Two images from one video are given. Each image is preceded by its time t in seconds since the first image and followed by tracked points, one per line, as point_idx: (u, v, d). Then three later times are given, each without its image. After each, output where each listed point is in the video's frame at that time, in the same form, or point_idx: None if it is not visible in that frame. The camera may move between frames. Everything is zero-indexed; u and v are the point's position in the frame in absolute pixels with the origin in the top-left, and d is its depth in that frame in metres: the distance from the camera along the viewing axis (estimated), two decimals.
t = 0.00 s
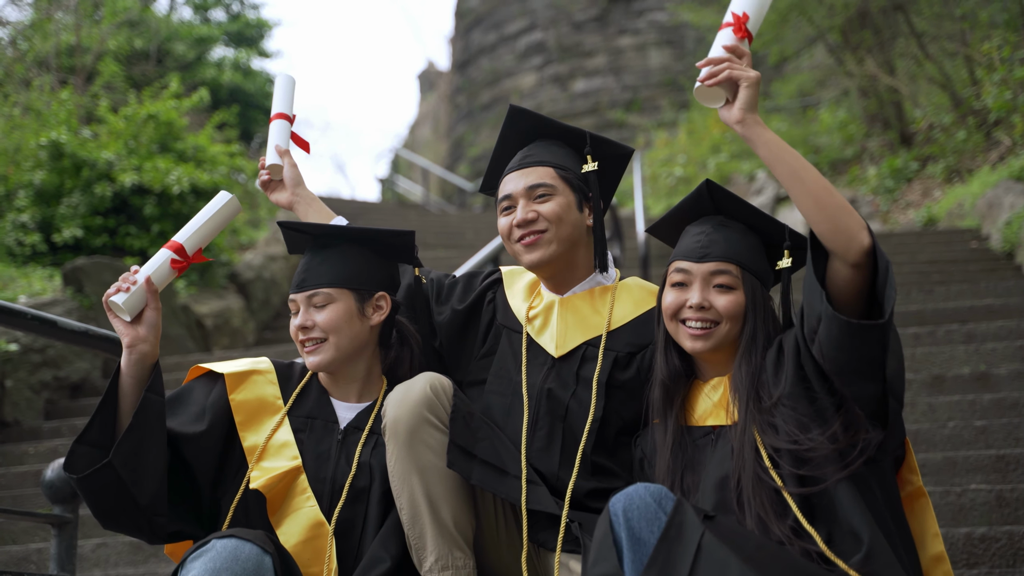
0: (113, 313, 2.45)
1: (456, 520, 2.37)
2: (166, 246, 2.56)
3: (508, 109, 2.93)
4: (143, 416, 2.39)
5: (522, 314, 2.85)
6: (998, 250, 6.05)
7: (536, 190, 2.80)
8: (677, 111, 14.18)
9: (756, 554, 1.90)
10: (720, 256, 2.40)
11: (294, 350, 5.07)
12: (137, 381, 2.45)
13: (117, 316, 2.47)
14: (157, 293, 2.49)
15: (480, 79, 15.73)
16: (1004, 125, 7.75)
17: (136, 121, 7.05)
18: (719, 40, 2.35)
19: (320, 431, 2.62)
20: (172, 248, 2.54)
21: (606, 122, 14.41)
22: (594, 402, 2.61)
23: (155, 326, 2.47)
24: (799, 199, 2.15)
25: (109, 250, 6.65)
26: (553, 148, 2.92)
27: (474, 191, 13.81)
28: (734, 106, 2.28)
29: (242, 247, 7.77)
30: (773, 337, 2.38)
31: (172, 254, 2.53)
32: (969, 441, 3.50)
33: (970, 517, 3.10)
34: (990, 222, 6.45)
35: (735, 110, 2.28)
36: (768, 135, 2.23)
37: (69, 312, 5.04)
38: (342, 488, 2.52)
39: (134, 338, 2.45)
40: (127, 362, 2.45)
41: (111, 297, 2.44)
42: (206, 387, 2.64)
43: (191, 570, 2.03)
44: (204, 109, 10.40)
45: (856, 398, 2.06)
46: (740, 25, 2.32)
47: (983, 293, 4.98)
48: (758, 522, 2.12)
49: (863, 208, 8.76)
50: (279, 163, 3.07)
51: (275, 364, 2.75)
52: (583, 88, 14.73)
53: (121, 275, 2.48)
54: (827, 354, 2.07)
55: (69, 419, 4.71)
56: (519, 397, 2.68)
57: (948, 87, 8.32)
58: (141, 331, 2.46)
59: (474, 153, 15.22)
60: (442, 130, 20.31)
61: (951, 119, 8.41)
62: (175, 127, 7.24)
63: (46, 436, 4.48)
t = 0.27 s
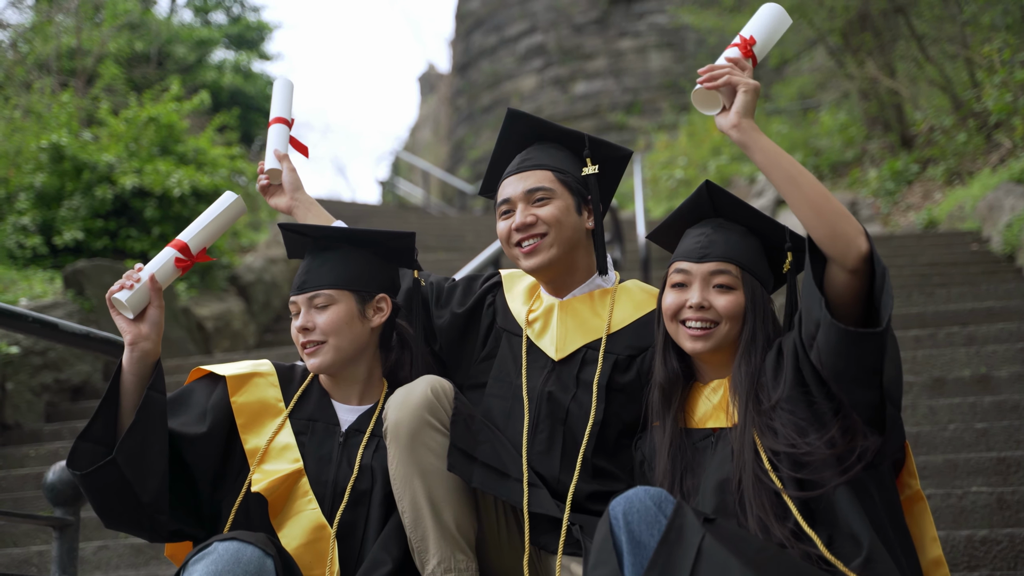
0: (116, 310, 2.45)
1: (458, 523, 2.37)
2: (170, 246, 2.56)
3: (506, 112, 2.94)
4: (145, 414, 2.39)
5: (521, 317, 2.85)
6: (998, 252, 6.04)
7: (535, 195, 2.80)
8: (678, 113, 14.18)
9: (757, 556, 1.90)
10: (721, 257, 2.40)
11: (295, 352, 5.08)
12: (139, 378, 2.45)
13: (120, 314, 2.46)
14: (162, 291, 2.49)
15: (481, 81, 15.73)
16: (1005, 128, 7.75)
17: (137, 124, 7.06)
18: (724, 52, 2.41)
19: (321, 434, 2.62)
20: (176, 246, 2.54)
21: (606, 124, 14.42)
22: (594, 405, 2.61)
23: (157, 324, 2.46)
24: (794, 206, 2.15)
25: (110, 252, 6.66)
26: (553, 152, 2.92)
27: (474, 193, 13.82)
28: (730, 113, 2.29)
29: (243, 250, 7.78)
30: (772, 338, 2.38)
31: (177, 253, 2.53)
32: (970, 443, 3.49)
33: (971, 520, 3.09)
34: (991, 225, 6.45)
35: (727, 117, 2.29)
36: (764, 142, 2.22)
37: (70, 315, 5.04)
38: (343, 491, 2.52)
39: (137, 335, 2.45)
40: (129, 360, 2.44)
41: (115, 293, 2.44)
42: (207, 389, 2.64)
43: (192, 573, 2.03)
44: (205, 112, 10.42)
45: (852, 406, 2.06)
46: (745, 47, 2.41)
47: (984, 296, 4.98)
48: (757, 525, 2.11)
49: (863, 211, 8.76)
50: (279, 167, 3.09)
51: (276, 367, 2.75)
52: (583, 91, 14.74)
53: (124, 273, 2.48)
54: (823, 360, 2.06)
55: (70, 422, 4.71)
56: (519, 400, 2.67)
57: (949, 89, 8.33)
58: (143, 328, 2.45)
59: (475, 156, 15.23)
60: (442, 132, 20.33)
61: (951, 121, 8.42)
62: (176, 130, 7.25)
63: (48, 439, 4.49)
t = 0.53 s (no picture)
0: (120, 314, 2.46)
1: (462, 525, 2.38)
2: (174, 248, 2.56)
3: (507, 115, 2.94)
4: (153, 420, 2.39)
5: (524, 319, 2.85)
6: (1000, 253, 6.04)
7: (537, 197, 2.80)
8: (679, 114, 14.18)
9: (759, 558, 1.90)
10: (723, 258, 2.41)
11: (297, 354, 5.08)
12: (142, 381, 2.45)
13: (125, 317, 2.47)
14: (165, 295, 2.51)
15: (482, 83, 15.74)
16: (1006, 129, 7.74)
17: (139, 126, 7.06)
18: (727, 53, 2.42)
19: (324, 435, 2.62)
20: (179, 249, 2.54)
21: (608, 125, 14.42)
22: (597, 407, 2.61)
23: (163, 328, 2.49)
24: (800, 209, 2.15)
25: (113, 254, 6.66)
26: (553, 153, 2.92)
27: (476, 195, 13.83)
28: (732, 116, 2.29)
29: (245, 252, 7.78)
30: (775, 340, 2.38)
31: (180, 256, 2.54)
32: (972, 444, 3.49)
33: (973, 521, 3.09)
34: (993, 226, 6.44)
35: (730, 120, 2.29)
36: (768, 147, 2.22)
37: (72, 317, 5.05)
38: (348, 493, 2.53)
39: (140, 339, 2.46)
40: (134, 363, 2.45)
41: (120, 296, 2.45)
42: (210, 392, 2.64)
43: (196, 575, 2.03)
44: (208, 113, 10.43)
45: (851, 411, 2.05)
46: (746, 48, 2.42)
47: (986, 297, 4.98)
48: (760, 526, 2.11)
49: (865, 211, 8.75)
50: (275, 172, 3.06)
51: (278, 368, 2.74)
52: (585, 92, 14.74)
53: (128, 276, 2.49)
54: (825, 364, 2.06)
55: (73, 423, 4.71)
56: (522, 402, 2.68)
57: (951, 90, 8.34)
58: (149, 333, 2.47)
59: (477, 157, 15.24)
60: (444, 134, 20.35)
61: (953, 122, 8.42)
62: (178, 131, 7.25)
63: (50, 441, 4.50)
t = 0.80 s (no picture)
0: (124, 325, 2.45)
1: (463, 527, 2.37)
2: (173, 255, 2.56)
3: (508, 118, 2.95)
4: (163, 427, 2.39)
5: (525, 322, 2.85)
6: (1000, 255, 6.04)
7: (537, 200, 2.80)
8: (680, 116, 14.19)
9: (760, 559, 1.90)
10: (718, 258, 2.41)
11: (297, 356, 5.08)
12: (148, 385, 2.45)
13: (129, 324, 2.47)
14: (168, 302, 2.50)
15: (483, 85, 15.75)
16: (1006, 130, 7.75)
17: (139, 128, 7.07)
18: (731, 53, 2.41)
19: (327, 438, 2.62)
20: (178, 255, 2.54)
21: (609, 127, 14.43)
22: (599, 410, 2.61)
23: (167, 336, 2.48)
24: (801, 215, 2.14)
25: (113, 256, 6.67)
26: (553, 156, 2.93)
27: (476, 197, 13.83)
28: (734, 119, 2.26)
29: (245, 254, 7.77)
30: (775, 341, 2.39)
31: (180, 263, 2.54)
32: (973, 446, 3.49)
33: (974, 522, 3.09)
34: (993, 227, 6.44)
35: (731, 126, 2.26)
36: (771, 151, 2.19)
37: (72, 319, 5.06)
38: (351, 495, 2.53)
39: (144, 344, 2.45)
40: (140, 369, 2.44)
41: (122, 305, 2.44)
42: (214, 394, 2.63)
43: None
44: (208, 115, 10.43)
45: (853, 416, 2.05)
46: (746, 46, 2.42)
47: (986, 298, 4.98)
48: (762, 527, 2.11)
49: (866, 213, 8.75)
50: (274, 175, 3.07)
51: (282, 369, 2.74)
52: (585, 94, 14.75)
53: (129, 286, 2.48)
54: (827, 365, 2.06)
55: (73, 425, 4.71)
56: (523, 405, 2.68)
57: (951, 92, 8.34)
58: (154, 341, 2.46)
59: (477, 159, 15.24)
60: (445, 136, 20.36)
61: (953, 124, 8.43)
62: (178, 133, 7.25)
63: (51, 442, 4.50)
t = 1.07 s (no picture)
0: (124, 329, 2.45)
1: (464, 527, 2.37)
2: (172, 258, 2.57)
3: (509, 118, 2.95)
4: (164, 429, 2.39)
5: (525, 322, 2.85)
6: (1000, 255, 6.04)
7: (538, 201, 2.80)
8: (679, 117, 14.19)
9: (758, 559, 1.90)
10: (718, 255, 2.41)
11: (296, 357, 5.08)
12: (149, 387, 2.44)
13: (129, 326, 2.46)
14: (168, 305, 2.50)
15: (482, 85, 15.75)
16: (1006, 130, 7.75)
17: (138, 128, 7.06)
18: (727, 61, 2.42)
19: (328, 438, 2.62)
20: (178, 257, 2.55)
21: (608, 127, 14.43)
22: (599, 410, 2.61)
23: (168, 338, 2.47)
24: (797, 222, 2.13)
25: (112, 256, 6.67)
26: (554, 157, 2.92)
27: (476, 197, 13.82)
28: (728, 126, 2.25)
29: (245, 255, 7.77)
30: (774, 340, 2.38)
31: (180, 264, 2.55)
32: (972, 445, 3.49)
33: (973, 521, 3.09)
34: (992, 227, 6.44)
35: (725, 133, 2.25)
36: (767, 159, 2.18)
37: (72, 319, 5.06)
38: (351, 496, 2.52)
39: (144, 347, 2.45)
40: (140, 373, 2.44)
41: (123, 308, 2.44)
42: (215, 395, 2.62)
43: None
44: (207, 116, 10.43)
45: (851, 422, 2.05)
46: (741, 56, 2.44)
47: (985, 298, 4.98)
48: (760, 527, 2.11)
49: (865, 213, 8.75)
50: (274, 175, 3.07)
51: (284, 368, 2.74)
52: (585, 94, 14.76)
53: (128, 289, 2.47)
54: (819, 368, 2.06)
55: (73, 425, 4.71)
56: (523, 406, 2.68)
57: (950, 92, 8.34)
58: (155, 344, 2.45)
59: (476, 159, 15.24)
60: (444, 136, 20.37)
61: (953, 124, 8.44)
62: (177, 134, 7.25)
63: (50, 443, 4.50)
